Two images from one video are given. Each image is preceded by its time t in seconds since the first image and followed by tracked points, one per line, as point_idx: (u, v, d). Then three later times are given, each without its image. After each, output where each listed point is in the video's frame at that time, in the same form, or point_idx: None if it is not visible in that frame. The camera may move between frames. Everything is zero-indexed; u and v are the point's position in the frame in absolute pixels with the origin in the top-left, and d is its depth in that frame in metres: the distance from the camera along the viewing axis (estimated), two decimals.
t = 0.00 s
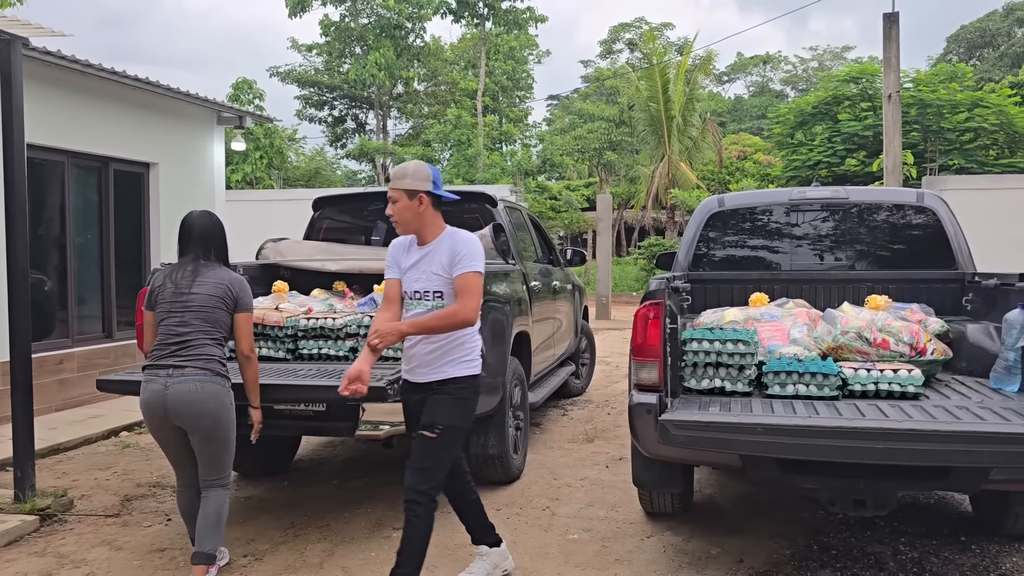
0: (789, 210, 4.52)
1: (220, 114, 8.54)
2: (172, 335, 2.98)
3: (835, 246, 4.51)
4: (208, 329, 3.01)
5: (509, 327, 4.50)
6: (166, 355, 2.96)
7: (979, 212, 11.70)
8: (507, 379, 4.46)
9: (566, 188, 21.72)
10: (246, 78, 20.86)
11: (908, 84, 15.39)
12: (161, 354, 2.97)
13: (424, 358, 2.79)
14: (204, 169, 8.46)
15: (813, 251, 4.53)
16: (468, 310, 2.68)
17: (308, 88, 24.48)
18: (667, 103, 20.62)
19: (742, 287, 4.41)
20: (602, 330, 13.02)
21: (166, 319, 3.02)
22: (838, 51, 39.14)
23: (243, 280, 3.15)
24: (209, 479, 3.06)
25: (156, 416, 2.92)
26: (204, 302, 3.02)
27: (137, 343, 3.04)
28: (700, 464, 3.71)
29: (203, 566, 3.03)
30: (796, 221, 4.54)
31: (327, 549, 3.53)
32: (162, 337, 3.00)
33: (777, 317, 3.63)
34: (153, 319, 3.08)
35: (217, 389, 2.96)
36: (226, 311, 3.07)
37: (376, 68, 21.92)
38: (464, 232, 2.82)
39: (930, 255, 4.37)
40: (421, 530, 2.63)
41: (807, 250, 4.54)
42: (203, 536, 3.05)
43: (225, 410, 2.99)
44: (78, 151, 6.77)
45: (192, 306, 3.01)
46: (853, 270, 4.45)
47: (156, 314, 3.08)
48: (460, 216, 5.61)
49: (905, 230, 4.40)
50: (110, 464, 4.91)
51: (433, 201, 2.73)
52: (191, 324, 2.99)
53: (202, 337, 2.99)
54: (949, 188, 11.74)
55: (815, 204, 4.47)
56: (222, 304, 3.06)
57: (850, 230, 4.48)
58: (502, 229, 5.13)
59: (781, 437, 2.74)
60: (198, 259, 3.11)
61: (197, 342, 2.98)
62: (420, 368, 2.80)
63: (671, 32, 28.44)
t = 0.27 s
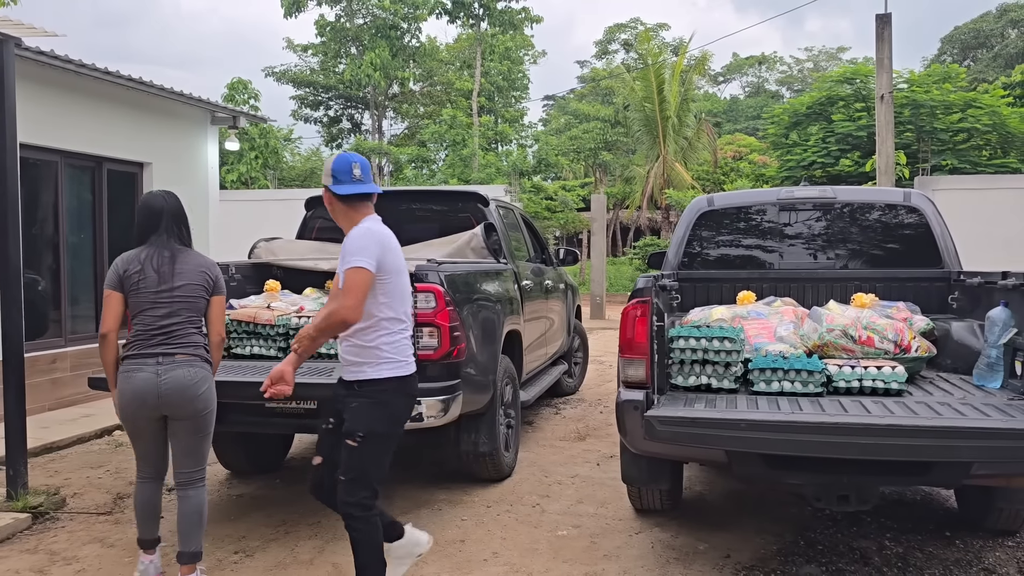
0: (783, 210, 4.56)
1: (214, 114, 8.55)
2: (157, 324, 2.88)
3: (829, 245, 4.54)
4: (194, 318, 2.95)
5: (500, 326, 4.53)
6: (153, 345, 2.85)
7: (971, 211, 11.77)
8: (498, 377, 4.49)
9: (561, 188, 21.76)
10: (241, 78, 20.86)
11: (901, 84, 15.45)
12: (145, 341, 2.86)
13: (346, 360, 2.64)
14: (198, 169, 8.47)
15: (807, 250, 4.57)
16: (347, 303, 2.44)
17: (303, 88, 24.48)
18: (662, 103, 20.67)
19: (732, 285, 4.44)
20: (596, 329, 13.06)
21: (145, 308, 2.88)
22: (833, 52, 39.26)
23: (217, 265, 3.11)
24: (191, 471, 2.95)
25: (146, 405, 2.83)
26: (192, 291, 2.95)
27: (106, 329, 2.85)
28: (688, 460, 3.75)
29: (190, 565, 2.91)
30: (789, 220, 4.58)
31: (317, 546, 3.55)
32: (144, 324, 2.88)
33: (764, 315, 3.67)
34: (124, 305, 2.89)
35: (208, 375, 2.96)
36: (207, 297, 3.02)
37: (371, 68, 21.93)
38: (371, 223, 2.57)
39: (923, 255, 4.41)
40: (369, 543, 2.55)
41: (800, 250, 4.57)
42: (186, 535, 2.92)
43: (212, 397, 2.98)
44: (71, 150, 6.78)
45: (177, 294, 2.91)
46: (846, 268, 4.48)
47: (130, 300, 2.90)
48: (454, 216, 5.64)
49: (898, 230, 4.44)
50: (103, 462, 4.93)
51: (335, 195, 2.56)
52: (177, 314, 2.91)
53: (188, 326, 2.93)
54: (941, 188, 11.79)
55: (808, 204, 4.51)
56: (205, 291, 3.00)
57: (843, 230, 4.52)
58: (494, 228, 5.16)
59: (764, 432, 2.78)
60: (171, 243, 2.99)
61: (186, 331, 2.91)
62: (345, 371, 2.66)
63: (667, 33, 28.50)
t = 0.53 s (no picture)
0: (780, 210, 4.59)
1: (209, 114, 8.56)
2: (127, 327, 2.85)
3: (824, 244, 4.56)
4: (158, 317, 2.96)
5: (493, 325, 4.56)
6: (125, 349, 2.84)
7: (964, 211, 11.82)
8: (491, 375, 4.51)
9: (558, 188, 21.78)
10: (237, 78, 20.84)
11: (897, 85, 15.49)
12: (116, 345, 2.83)
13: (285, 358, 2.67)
14: (193, 169, 8.48)
15: (802, 249, 4.59)
16: (230, 300, 2.46)
17: (300, 88, 24.49)
18: (658, 103, 20.72)
19: (723, 283, 4.45)
20: (592, 329, 13.09)
21: (111, 311, 2.84)
22: (830, 52, 39.35)
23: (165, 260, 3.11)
24: (169, 467, 2.96)
25: (126, 407, 2.82)
26: (157, 292, 2.95)
27: (71, 335, 2.74)
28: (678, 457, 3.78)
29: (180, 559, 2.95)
30: (783, 219, 4.60)
31: (310, 542, 3.58)
32: (112, 328, 2.83)
33: (753, 313, 3.70)
34: (83, 308, 2.80)
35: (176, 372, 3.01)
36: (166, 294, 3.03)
37: (368, 68, 21.94)
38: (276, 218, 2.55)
39: (917, 254, 4.43)
40: (359, 538, 2.59)
41: (795, 249, 4.60)
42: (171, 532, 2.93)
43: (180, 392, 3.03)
44: (66, 150, 6.80)
45: (142, 295, 2.91)
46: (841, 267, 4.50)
47: (90, 304, 2.82)
48: (448, 215, 5.66)
49: (892, 229, 4.47)
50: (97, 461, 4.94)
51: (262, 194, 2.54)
52: (145, 314, 2.91)
53: (155, 326, 2.94)
54: (936, 189, 11.84)
55: (802, 203, 4.53)
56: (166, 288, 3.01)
57: (837, 229, 4.54)
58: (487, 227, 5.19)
59: (750, 429, 2.81)
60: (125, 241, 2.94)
61: (153, 331, 2.93)
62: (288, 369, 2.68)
63: (664, 33, 28.55)
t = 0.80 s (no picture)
0: (774, 210, 4.63)
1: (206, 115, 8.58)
2: (53, 337, 2.86)
3: (819, 243, 4.60)
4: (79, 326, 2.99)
5: (488, 324, 4.59)
6: (55, 359, 2.85)
7: (958, 211, 11.87)
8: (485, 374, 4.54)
9: (555, 188, 21.82)
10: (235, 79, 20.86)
11: (893, 85, 15.54)
12: (42, 354, 2.82)
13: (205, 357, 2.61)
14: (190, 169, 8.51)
15: (797, 249, 4.62)
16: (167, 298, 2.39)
17: (297, 88, 24.52)
18: (655, 104, 20.78)
19: (716, 283, 4.49)
20: (588, 329, 13.13)
21: (38, 322, 2.83)
22: (827, 53, 39.44)
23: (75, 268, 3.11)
24: (114, 465, 3.03)
25: (53, 415, 2.84)
26: (77, 298, 2.95)
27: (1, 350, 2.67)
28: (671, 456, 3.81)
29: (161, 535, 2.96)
30: (779, 220, 4.64)
31: (306, 540, 3.61)
32: (36, 338, 2.82)
33: (745, 313, 3.74)
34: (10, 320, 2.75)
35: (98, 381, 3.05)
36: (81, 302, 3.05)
37: (366, 69, 21.96)
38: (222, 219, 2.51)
39: (911, 254, 4.47)
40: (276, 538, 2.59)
41: (791, 249, 4.63)
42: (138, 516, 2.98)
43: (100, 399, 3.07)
44: (63, 151, 6.82)
45: (66, 305, 2.92)
46: (836, 267, 4.54)
47: (13, 317, 2.78)
48: (444, 215, 5.70)
49: (887, 229, 4.50)
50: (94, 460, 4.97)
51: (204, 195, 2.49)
52: (69, 325, 2.93)
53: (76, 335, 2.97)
54: (931, 189, 11.90)
55: (797, 203, 4.57)
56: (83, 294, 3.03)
57: (831, 229, 4.58)
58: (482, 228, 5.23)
59: (738, 426, 2.85)
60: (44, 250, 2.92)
61: (75, 340, 2.95)
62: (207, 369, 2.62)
63: (661, 34, 28.61)
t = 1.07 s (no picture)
0: (771, 210, 4.68)
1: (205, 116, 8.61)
2: None
3: (815, 244, 4.65)
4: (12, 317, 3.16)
5: (488, 324, 4.63)
6: None
7: (953, 211, 11.92)
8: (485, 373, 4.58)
9: (552, 188, 21.87)
10: (232, 79, 20.87)
11: (889, 86, 15.60)
12: None
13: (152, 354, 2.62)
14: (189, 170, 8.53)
15: (794, 249, 4.67)
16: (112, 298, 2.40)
17: (294, 89, 24.56)
18: (652, 104, 20.84)
19: (713, 283, 4.53)
20: (586, 329, 13.18)
21: None
22: (824, 53, 39.55)
23: None
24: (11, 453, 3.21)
25: None
26: (14, 289, 3.15)
27: None
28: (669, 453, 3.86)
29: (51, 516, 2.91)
30: (776, 220, 4.69)
31: (308, 537, 3.65)
32: None
33: (742, 312, 3.78)
34: None
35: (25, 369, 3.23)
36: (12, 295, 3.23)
37: (363, 69, 21.99)
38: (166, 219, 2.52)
39: (907, 254, 4.52)
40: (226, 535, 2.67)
41: (788, 249, 4.68)
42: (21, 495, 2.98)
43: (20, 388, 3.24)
44: (63, 151, 6.85)
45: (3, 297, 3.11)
46: (833, 267, 4.58)
47: None
48: (443, 215, 5.73)
49: (884, 229, 4.55)
50: (95, 459, 5.01)
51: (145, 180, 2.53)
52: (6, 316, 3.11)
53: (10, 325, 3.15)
54: (927, 190, 11.97)
55: (794, 203, 4.62)
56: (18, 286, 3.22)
57: (828, 229, 4.63)
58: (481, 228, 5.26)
59: (735, 424, 2.90)
60: None
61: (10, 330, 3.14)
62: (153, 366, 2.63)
63: (658, 35, 28.67)
